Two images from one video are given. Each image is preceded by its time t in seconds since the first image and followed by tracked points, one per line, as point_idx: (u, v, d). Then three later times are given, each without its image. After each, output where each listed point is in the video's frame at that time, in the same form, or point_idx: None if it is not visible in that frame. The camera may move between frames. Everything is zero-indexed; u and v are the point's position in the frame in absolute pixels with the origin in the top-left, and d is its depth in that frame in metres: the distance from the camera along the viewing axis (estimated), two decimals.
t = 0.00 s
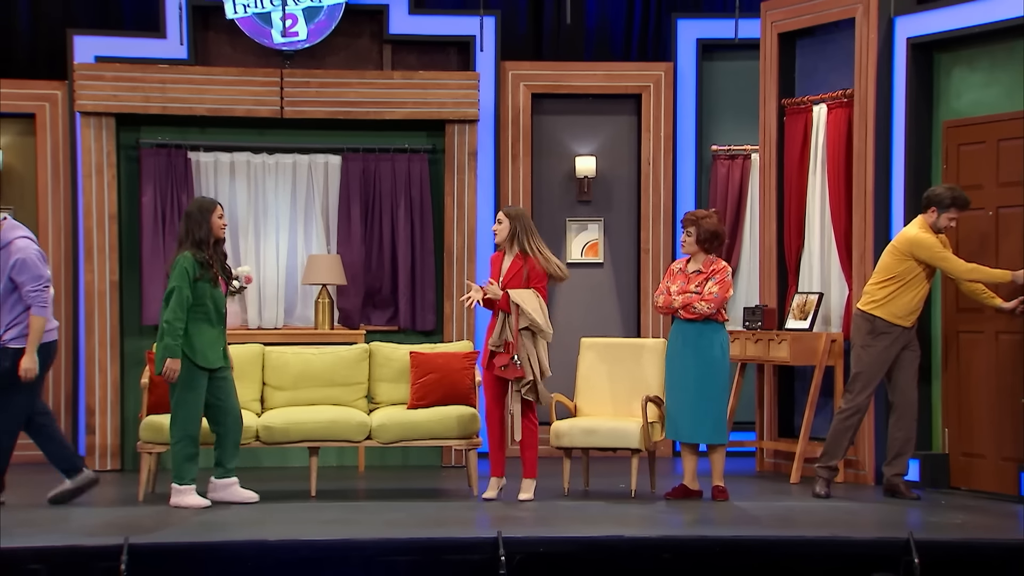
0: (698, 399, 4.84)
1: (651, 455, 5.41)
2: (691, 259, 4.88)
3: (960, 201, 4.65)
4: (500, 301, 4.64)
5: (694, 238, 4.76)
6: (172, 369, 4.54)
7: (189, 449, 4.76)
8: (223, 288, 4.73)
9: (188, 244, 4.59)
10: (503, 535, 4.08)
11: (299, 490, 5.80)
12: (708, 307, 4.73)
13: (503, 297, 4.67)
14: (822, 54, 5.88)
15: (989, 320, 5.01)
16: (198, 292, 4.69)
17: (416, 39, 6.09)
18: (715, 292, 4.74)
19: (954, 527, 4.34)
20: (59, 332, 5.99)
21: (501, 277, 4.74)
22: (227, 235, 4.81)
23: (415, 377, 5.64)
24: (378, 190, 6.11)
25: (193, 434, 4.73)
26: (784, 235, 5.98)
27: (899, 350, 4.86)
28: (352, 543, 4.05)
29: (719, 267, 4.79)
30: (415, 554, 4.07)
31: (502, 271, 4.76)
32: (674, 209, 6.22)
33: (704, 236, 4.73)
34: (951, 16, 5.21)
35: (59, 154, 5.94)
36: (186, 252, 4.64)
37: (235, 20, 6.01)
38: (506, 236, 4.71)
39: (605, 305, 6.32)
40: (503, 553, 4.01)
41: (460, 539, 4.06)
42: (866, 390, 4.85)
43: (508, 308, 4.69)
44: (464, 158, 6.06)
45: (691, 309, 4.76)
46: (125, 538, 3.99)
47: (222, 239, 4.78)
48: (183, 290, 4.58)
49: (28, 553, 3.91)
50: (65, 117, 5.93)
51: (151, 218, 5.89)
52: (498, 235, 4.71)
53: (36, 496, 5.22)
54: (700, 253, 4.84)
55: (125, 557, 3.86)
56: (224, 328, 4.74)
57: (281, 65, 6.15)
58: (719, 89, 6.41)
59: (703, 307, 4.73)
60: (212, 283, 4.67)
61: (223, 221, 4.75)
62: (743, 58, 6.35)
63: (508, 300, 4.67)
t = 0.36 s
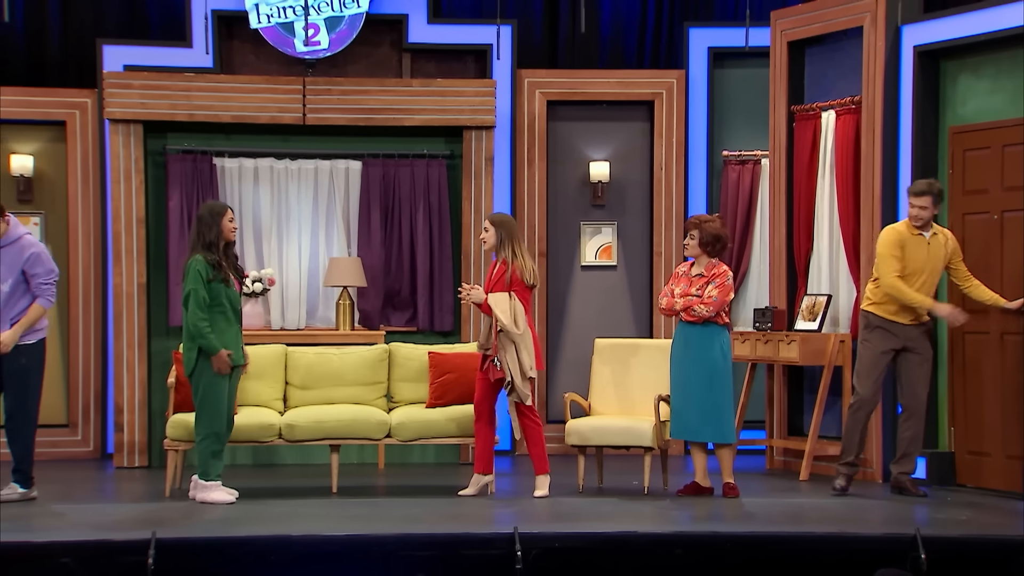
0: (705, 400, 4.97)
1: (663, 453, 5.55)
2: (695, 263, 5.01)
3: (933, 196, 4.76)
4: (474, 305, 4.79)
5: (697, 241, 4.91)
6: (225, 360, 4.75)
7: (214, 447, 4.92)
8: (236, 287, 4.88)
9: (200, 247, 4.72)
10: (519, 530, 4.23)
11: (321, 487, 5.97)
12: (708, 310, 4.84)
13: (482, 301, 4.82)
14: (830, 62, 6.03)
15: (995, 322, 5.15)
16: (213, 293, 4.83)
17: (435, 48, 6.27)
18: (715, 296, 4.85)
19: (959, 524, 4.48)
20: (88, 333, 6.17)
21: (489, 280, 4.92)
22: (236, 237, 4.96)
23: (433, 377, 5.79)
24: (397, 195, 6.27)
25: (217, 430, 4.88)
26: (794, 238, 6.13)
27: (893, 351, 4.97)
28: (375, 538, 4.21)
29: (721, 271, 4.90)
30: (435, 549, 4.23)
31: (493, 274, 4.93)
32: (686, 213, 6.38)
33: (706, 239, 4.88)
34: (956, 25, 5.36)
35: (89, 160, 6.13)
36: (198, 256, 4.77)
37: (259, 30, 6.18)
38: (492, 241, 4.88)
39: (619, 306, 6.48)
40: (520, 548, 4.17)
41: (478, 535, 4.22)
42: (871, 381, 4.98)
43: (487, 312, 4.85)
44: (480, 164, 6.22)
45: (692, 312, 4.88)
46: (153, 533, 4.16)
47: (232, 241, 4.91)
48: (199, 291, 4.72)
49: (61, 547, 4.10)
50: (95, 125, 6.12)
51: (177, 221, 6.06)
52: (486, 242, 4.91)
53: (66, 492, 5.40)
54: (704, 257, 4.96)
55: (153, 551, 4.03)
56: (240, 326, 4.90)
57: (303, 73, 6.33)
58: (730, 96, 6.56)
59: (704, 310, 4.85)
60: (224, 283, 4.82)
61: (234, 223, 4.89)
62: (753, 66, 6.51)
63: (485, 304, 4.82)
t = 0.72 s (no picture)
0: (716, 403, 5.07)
1: (682, 452, 5.68)
2: (709, 266, 5.15)
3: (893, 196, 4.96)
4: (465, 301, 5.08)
5: (711, 243, 5.05)
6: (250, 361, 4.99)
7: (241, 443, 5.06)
8: (253, 293, 5.06)
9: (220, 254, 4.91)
10: (542, 527, 4.39)
11: (347, 484, 6.12)
12: (719, 311, 4.98)
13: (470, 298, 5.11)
14: (847, 68, 6.15)
15: (1010, 324, 5.27)
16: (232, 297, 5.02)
17: (459, 55, 6.42)
18: (728, 297, 4.99)
19: (973, 522, 4.58)
20: (123, 333, 6.36)
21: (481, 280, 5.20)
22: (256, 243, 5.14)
23: (458, 376, 5.90)
24: (422, 199, 6.43)
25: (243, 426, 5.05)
26: (811, 241, 6.25)
27: (885, 353, 5.10)
28: (402, 534, 4.35)
29: (734, 273, 5.03)
30: (460, 545, 4.36)
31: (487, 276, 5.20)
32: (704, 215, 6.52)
33: (719, 242, 5.01)
34: (970, 33, 5.48)
35: (123, 166, 6.32)
36: (218, 261, 4.96)
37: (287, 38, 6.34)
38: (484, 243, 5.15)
39: (639, 308, 6.62)
40: (542, 544, 4.31)
41: (502, 532, 4.36)
42: (880, 395, 5.10)
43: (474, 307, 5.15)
44: (504, 168, 6.34)
45: (704, 313, 5.02)
46: (185, 529, 4.31)
47: (252, 246, 5.10)
48: (221, 295, 4.92)
49: (96, 543, 4.24)
50: (129, 131, 6.31)
51: (208, 225, 6.22)
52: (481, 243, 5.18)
53: (101, 489, 5.56)
54: (718, 260, 5.10)
55: (186, 546, 4.18)
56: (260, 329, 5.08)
57: (331, 80, 6.48)
58: (748, 103, 6.69)
59: (717, 311, 4.99)
60: (243, 288, 5.01)
61: (254, 229, 5.08)
62: (771, 72, 6.63)
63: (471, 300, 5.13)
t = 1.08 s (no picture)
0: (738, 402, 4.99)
1: (708, 451, 5.71)
2: (727, 266, 5.06)
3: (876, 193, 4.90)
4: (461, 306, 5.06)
5: (730, 244, 4.94)
6: (258, 361, 4.99)
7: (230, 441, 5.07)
8: (268, 291, 5.10)
9: (232, 254, 4.95)
10: (568, 526, 4.44)
11: (375, 482, 6.17)
12: (763, 318, 4.89)
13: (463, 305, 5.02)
14: (873, 69, 6.17)
15: None
16: (245, 296, 5.06)
17: (486, 56, 6.47)
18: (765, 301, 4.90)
19: (999, 522, 4.60)
20: (153, 331, 6.44)
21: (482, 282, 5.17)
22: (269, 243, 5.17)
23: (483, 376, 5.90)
24: (449, 199, 6.47)
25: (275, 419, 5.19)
26: (837, 241, 6.24)
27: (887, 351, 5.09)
28: (430, 533, 4.41)
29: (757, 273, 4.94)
30: (488, 543, 4.41)
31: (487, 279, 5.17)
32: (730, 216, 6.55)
33: (738, 242, 4.93)
34: (997, 33, 5.49)
35: (154, 167, 6.41)
36: (230, 261, 5.01)
37: (316, 41, 6.39)
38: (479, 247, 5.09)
39: (664, 307, 6.66)
40: (568, 543, 4.35)
41: (527, 531, 4.42)
42: (896, 400, 5.10)
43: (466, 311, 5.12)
44: (530, 168, 6.39)
45: (750, 324, 4.89)
46: (215, 527, 4.37)
47: (265, 245, 5.13)
48: (231, 294, 4.97)
49: (128, 540, 4.31)
50: (159, 133, 6.40)
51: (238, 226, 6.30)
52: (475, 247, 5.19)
53: (132, 486, 5.64)
54: (736, 259, 5.01)
55: (216, 544, 4.25)
56: (275, 326, 5.11)
57: (359, 82, 6.54)
58: (774, 104, 6.72)
59: (760, 318, 4.89)
60: (256, 287, 5.05)
61: (266, 229, 5.11)
62: (797, 73, 6.65)
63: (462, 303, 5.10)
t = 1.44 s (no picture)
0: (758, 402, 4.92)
1: (731, 451, 5.68)
2: (748, 265, 4.99)
3: (877, 197, 4.80)
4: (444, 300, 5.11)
5: (748, 242, 4.89)
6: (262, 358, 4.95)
7: (232, 440, 5.07)
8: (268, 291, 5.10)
9: (234, 252, 4.92)
10: (591, 526, 4.44)
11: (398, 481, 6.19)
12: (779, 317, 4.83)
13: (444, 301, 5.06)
14: (897, 68, 6.14)
15: None
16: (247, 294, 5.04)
17: (508, 56, 6.48)
18: (781, 300, 4.84)
19: None
20: (177, 331, 6.48)
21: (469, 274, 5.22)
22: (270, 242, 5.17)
23: (506, 375, 5.91)
24: (471, 199, 6.47)
25: (281, 417, 5.17)
26: (860, 240, 6.22)
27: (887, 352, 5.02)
28: (452, 532, 4.41)
29: (776, 271, 4.85)
30: (511, 542, 4.42)
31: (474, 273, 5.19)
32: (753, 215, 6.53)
33: (756, 241, 4.86)
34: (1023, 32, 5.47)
35: (178, 167, 6.45)
36: (232, 260, 4.98)
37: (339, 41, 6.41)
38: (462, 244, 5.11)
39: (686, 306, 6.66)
40: (591, 543, 4.35)
41: (548, 530, 4.43)
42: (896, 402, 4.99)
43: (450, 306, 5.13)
44: (553, 168, 6.39)
45: (766, 323, 4.85)
46: (239, 525, 4.38)
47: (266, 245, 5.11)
48: (235, 292, 4.94)
49: (152, 538, 4.32)
50: (183, 133, 6.44)
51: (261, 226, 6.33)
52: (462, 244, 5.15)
53: (156, 484, 5.67)
54: (755, 258, 4.94)
55: (240, 543, 4.26)
56: (275, 325, 5.11)
57: (382, 82, 6.55)
58: (797, 104, 6.70)
59: (776, 318, 4.84)
60: (258, 286, 5.04)
61: (268, 229, 5.09)
62: (820, 72, 6.64)
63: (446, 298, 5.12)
